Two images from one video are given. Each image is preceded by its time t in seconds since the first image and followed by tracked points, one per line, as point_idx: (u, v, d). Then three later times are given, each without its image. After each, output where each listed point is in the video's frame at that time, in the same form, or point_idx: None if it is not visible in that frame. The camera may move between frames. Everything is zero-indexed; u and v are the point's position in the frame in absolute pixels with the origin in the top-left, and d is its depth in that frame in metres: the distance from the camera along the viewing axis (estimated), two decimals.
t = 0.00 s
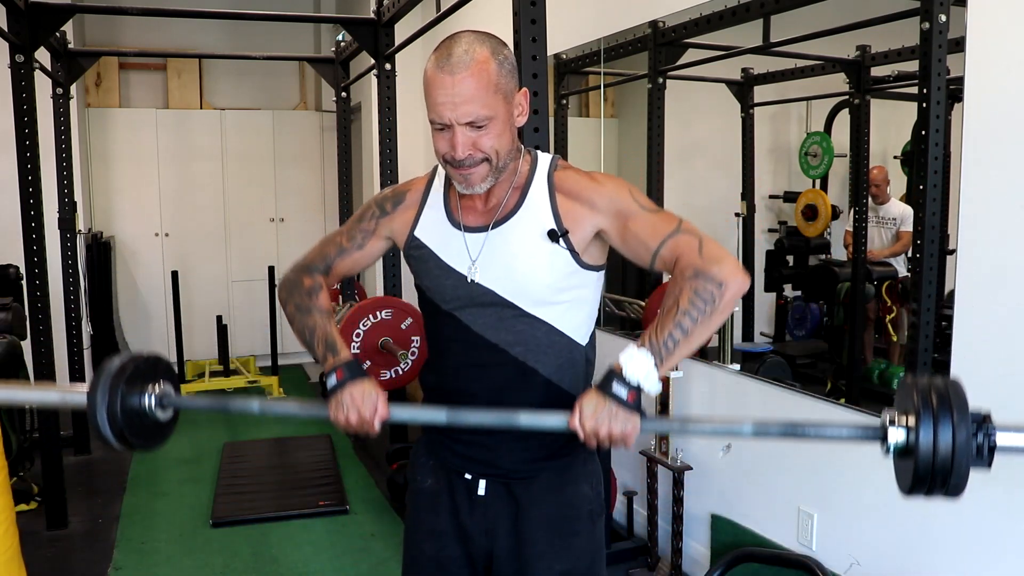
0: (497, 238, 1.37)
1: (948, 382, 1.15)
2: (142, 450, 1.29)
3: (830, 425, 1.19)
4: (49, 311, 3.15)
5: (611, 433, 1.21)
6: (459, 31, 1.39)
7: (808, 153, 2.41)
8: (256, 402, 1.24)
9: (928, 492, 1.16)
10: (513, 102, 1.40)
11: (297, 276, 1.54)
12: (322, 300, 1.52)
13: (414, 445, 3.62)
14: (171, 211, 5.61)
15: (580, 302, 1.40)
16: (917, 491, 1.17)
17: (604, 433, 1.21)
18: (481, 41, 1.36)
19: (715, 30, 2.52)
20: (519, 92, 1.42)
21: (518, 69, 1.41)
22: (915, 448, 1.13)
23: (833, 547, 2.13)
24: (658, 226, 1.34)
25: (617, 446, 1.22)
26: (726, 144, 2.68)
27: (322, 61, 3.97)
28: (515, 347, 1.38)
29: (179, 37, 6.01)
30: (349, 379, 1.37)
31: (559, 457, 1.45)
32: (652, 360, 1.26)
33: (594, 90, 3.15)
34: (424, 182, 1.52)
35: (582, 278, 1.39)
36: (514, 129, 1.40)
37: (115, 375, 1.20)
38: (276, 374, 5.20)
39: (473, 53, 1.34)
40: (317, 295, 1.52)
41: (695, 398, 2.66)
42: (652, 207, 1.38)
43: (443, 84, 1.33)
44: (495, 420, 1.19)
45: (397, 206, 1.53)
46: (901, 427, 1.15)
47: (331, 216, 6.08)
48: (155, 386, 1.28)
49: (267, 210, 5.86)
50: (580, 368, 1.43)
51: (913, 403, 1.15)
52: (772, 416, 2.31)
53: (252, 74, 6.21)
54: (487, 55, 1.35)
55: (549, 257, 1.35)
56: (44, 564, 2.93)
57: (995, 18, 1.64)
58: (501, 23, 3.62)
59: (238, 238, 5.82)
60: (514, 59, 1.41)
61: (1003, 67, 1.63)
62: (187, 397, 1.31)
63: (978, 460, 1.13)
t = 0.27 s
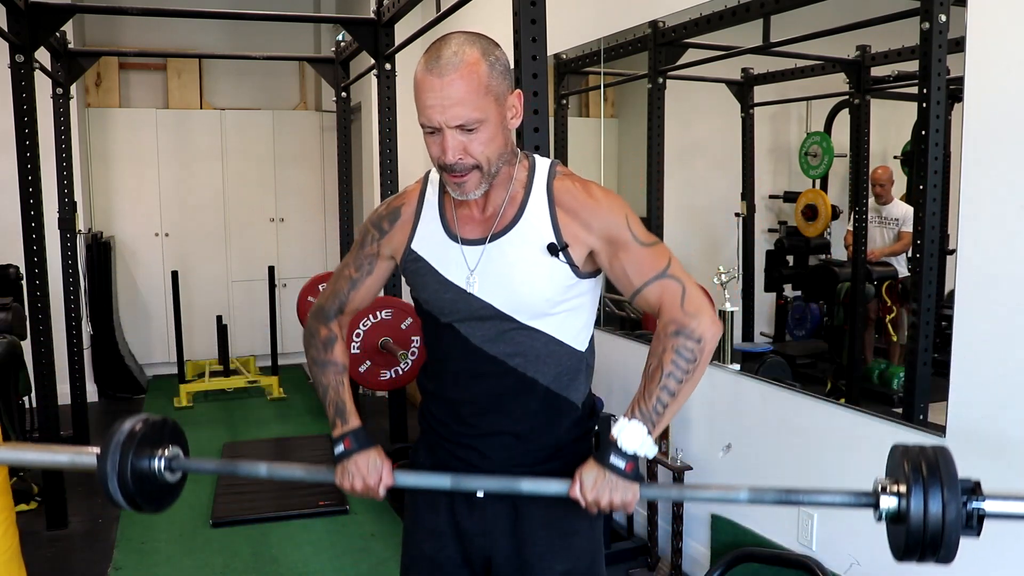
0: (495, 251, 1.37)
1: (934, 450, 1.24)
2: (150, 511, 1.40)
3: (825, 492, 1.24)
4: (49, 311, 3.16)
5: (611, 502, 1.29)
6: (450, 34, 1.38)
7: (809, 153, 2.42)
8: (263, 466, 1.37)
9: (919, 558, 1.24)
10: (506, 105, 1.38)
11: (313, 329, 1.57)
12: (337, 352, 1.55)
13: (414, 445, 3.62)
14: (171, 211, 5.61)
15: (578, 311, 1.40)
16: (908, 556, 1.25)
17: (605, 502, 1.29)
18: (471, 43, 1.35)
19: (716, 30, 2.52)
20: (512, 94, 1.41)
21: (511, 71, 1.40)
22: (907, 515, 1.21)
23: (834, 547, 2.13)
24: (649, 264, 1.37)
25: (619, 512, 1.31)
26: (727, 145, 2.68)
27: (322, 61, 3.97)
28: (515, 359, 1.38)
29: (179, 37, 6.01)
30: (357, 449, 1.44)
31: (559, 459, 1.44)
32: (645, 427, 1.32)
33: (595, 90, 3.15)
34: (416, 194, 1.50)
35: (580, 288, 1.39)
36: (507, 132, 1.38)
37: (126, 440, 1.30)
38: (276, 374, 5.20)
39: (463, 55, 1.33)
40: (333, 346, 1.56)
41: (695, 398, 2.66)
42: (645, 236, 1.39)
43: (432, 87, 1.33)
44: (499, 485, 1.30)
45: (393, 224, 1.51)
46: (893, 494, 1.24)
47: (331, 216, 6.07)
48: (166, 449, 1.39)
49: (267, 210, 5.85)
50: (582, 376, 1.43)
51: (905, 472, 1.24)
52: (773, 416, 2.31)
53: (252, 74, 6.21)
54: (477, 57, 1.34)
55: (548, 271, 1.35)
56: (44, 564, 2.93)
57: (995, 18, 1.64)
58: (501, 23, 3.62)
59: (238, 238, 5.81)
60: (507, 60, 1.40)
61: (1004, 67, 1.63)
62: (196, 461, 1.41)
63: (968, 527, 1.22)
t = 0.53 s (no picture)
0: (491, 259, 1.36)
1: (928, 489, 1.18)
2: (153, 544, 1.42)
3: (820, 531, 1.23)
4: (50, 311, 3.16)
5: (611, 540, 1.31)
6: (445, 35, 1.38)
7: (809, 153, 2.38)
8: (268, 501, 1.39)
9: None
10: (502, 107, 1.38)
11: (324, 359, 1.56)
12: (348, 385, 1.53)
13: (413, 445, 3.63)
14: (171, 211, 5.61)
15: (574, 316, 1.40)
16: None
17: (605, 540, 1.31)
18: (466, 44, 1.35)
19: (716, 30, 2.52)
20: (508, 97, 1.40)
21: (506, 72, 1.39)
22: (900, 555, 1.16)
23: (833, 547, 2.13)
24: (637, 287, 1.37)
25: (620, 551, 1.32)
26: (726, 145, 2.68)
27: (322, 60, 3.97)
28: (515, 365, 1.38)
29: (179, 37, 6.01)
30: (362, 488, 1.46)
31: (557, 460, 1.45)
32: (636, 464, 1.34)
33: (595, 90, 3.15)
34: (409, 203, 1.48)
35: (574, 294, 1.39)
36: (501, 134, 1.37)
37: (134, 475, 1.34)
38: (276, 375, 5.20)
39: (458, 56, 1.33)
40: (344, 377, 1.54)
41: (695, 398, 2.67)
42: (635, 256, 1.39)
43: (427, 89, 1.32)
44: (501, 523, 1.30)
45: (389, 236, 1.48)
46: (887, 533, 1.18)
47: (331, 216, 6.07)
48: (170, 486, 1.42)
49: (267, 210, 5.85)
50: (580, 381, 1.43)
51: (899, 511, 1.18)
52: (773, 417, 2.32)
53: (252, 74, 6.21)
54: (472, 59, 1.33)
55: (546, 278, 1.35)
56: (44, 564, 2.93)
57: (995, 18, 1.64)
58: (502, 23, 3.62)
59: (238, 238, 5.81)
60: (502, 62, 1.39)
61: (1004, 66, 1.63)
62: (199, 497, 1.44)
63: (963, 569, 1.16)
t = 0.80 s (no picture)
0: (488, 266, 1.35)
1: (926, 516, 1.18)
2: (159, 562, 1.43)
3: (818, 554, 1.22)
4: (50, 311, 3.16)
5: (612, 562, 1.32)
6: (444, 35, 1.38)
7: (808, 153, 2.37)
8: (271, 521, 1.39)
9: None
10: (499, 108, 1.37)
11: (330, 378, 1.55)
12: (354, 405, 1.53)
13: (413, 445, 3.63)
14: (171, 211, 5.61)
15: (569, 322, 1.40)
16: None
17: (606, 562, 1.32)
18: (465, 43, 1.35)
19: (716, 30, 2.52)
20: (506, 98, 1.40)
21: (505, 73, 1.39)
22: None
23: (833, 547, 2.13)
24: (629, 301, 1.38)
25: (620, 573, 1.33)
26: (726, 145, 2.68)
27: (322, 60, 3.97)
28: (512, 371, 1.38)
29: (179, 37, 6.02)
30: (365, 509, 1.45)
31: (554, 462, 1.45)
32: (632, 486, 1.35)
33: (594, 90, 3.15)
34: (405, 208, 1.48)
35: (570, 301, 1.39)
36: (497, 134, 1.37)
37: (136, 495, 1.35)
38: (275, 374, 5.20)
39: (456, 54, 1.33)
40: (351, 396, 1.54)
41: (695, 399, 2.67)
42: (628, 269, 1.39)
43: (424, 85, 1.32)
44: (501, 545, 1.30)
45: (388, 242, 1.48)
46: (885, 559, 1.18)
47: (331, 216, 6.07)
48: (174, 504, 1.43)
49: (267, 210, 5.85)
50: (577, 385, 1.43)
51: (896, 537, 1.18)
52: (772, 416, 2.32)
53: (252, 74, 6.21)
54: (471, 57, 1.34)
55: (543, 286, 1.35)
56: (44, 564, 2.93)
57: (995, 18, 1.64)
58: (502, 23, 3.62)
59: (238, 238, 5.81)
60: (501, 62, 1.39)
61: (1004, 66, 1.63)
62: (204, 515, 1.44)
63: None
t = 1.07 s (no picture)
0: (486, 271, 1.35)
1: (925, 536, 1.23)
2: (159, 570, 1.44)
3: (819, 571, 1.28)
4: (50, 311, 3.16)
5: None
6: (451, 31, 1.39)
7: (808, 153, 2.37)
8: (273, 531, 1.41)
9: None
10: (503, 106, 1.38)
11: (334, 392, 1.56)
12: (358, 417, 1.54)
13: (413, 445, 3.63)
14: (171, 211, 5.61)
15: (567, 326, 1.40)
16: None
17: None
18: (472, 39, 1.36)
19: (715, 30, 2.52)
20: (510, 98, 1.40)
21: (509, 72, 1.39)
22: None
23: (833, 547, 2.13)
24: (624, 312, 1.38)
25: None
26: (726, 145, 2.68)
27: (322, 60, 3.97)
28: (510, 377, 1.38)
29: (179, 37, 6.02)
30: (366, 522, 1.46)
31: (554, 465, 1.45)
32: (632, 503, 1.36)
33: (594, 90, 3.15)
34: (403, 212, 1.48)
35: (568, 308, 1.39)
36: (500, 130, 1.37)
37: (139, 505, 1.36)
38: (276, 375, 5.20)
39: (462, 47, 1.33)
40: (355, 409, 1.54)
41: (695, 399, 2.67)
42: (623, 281, 1.39)
43: (429, 75, 1.32)
44: (501, 559, 1.33)
45: (385, 247, 1.47)
46: None
47: (331, 216, 6.07)
48: (176, 513, 1.44)
49: (267, 210, 5.85)
50: (576, 388, 1.43)
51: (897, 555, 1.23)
52: (773, 417, 2.32)
53: (252, 74, 6.21)
54: (477, 51, 1.34)
55: (542, 293, 1.34)
56: (44, 564, 2.93)
57: (995, 18, 1.64)
58: (502, 23, 3.62)
59: (238, 238, 5.81)
60: (506, 61, 1.39)
61: (1004, 66, 1.63)
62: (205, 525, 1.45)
63: None
